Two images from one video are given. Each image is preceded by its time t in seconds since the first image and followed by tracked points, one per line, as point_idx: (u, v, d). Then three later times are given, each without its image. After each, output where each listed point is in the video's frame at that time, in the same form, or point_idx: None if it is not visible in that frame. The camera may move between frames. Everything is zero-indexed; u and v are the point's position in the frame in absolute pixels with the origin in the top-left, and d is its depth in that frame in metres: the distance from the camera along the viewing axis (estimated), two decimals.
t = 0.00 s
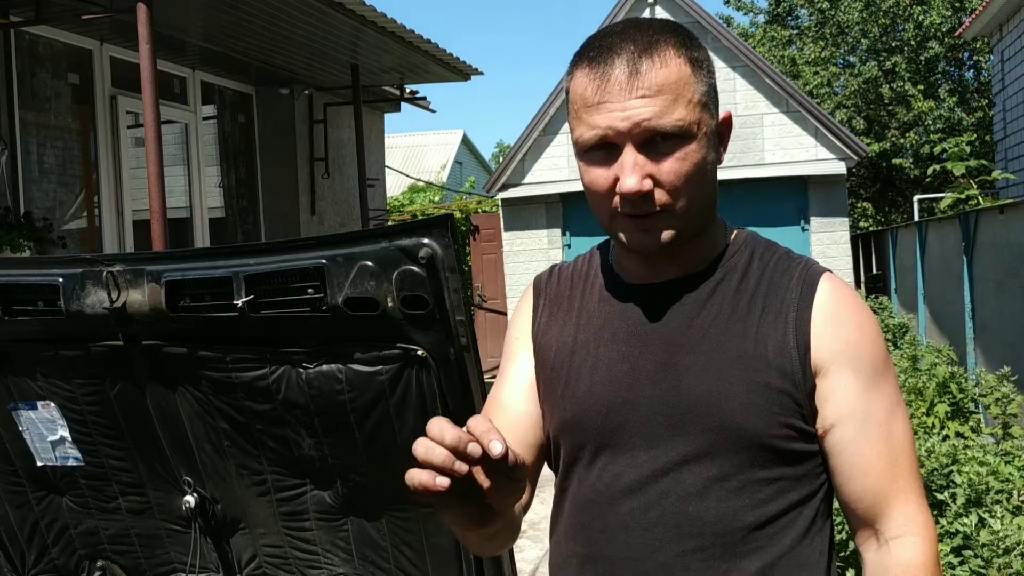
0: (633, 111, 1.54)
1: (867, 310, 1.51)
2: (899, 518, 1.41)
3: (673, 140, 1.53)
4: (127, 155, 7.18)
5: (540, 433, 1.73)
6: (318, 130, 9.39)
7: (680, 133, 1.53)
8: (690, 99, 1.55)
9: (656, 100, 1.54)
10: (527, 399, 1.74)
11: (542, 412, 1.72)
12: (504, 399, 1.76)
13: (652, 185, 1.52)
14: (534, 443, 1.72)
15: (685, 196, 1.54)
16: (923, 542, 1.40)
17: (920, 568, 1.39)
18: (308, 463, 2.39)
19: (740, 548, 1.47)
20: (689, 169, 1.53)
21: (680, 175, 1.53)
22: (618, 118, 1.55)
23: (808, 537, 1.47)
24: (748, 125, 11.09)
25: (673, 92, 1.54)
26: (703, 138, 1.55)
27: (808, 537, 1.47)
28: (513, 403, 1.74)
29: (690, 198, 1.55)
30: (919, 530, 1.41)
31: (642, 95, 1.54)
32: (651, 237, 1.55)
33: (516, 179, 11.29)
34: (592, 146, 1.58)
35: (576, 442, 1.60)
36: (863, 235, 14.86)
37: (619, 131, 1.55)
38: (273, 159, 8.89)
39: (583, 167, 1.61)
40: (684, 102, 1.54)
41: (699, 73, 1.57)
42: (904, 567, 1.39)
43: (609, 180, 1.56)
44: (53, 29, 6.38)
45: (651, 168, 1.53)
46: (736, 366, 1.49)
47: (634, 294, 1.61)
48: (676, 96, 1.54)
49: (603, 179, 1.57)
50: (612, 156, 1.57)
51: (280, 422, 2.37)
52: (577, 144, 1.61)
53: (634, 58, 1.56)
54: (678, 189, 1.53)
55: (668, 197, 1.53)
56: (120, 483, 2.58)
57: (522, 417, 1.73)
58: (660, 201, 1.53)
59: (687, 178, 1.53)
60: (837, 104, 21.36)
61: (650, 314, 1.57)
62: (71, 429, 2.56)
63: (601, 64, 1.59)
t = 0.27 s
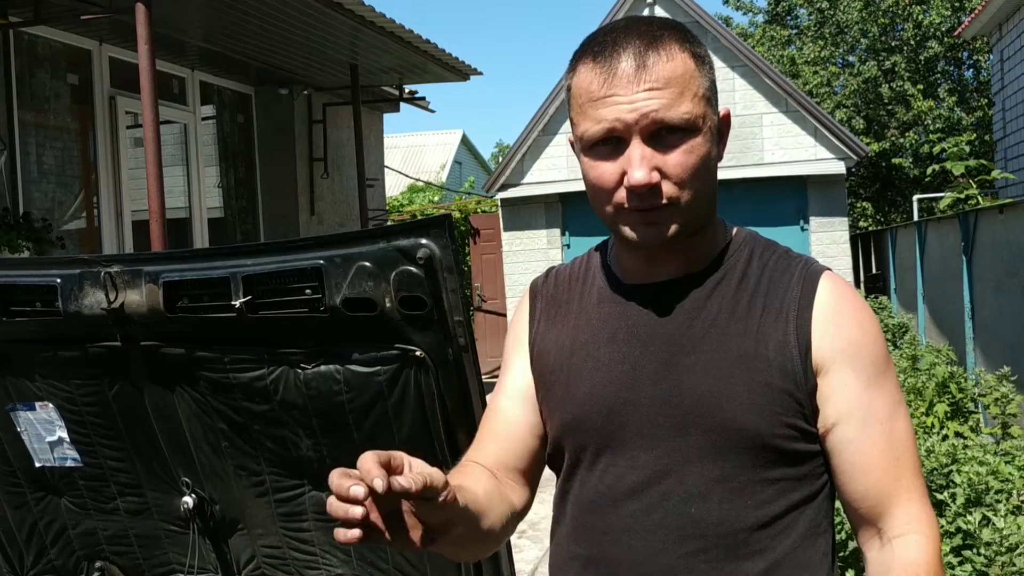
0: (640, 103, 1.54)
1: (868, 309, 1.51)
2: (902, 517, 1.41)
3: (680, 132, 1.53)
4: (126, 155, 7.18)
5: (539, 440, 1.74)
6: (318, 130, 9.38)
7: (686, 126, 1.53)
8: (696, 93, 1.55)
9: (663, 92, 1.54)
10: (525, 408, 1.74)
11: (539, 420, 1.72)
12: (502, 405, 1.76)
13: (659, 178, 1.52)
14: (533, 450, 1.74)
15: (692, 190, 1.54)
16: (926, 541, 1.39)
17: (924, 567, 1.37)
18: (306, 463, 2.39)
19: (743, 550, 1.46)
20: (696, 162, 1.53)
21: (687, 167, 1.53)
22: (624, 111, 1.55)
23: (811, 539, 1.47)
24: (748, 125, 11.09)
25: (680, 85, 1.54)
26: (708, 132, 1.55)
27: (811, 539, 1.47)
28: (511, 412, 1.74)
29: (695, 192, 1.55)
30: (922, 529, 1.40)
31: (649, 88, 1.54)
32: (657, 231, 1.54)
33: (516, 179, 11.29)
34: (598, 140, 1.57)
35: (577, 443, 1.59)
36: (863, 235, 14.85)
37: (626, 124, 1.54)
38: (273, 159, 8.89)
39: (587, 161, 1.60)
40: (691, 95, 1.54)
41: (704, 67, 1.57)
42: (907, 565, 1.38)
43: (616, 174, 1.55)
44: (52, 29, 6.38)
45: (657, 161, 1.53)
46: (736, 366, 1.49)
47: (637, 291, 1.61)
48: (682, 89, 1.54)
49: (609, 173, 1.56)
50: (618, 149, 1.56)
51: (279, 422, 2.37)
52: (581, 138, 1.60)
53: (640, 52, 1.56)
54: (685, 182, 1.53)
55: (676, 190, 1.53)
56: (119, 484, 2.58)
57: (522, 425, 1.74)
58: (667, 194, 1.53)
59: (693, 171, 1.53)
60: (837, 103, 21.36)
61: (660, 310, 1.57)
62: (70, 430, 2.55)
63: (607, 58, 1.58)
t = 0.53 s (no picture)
0: (643, 103, 1.53)
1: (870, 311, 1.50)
2: (903, 523, 1.39)
3: (682, 133, 1.53)
4: (126, 155, 7.18)
5: (542, 444, 1.76)
6: (318, 130, 9.38)
7: (689, 126, 1.53)
8: (698, 94, 1.55)
9: (665, 92, 1.53)
10: (526, 414, 1.76)
11: (538, 425, 1.73)
12: (508, 408, 1.79)
13: (660, 179, 1.52)
14: (536, 454, 1.76)
15: (693, 191, 1.54)
16: (928, 548, 1.38)
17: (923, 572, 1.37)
18: (306, 464, 2.38)
19: (738, 553, 1.47)
20: (697, 163, 1.53)
21: (689, 169, 1.52)
22: (626, 110, 1.54)
23: (807, 542, 1.47)
24: (748, 125, 11.09)
25: (682, 86, 1.54)
26: (709, 134, 1.55)
27: (807, 542, 1.47)
28: (513, 417, 1.77)
29: (696, 193, 1.54)
30: (923, 536, 1.38)
31: (651, 88, 1.54)
32: (657, 233, 1.54)
33: (516, 179, 11.29)
34: (599, 140, 1.57)
35: (574, 445, 1.60)
36: (862, 236, 14.85)
37: (628, 124, 1.54)
38: (272, 159, 8.89)
39: (588, 162, 1.60)
40: (693, 96, 1.54)
41: (704, 68, 1.56)
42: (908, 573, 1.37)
43: (617, 175, 1.55)
44: (51, 29, 6.38)
45: (659, 162, 1.52)
46: (731, 369, 1.48)
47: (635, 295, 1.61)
48: (685, 90, 1.54)
49: (610, 174, 1.56)
50: (619, 150, 1.56)
51: (278, 423, 2.36)
52: (582, 138, 1.60)
53: (643, 52, 1.55)
54: (686, 183, 1.53)
55: (677, 191, 1.53)
56: (119, 484, 2.58)
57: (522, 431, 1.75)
58: (668, 195, 1.53)
59: (695, 173, 1.53)
60: (837, 104, 21.37)
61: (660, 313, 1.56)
62: (69, 430, 2.55)
63: (609, 58, 1.58)
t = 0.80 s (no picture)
0: (635, 110, 1.53)
1: (872, 314, 1.49)
2: (902, 528, 1.39)
3: (675, 138, 1.52)
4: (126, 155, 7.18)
5: (544, 442, 1.76)
6: (318, 130, 9.39)
7: (681, 132, 1.52)
8: (692, 99, 1.54)
9: (658, 98, 1.52)
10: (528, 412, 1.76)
11: (540, 424, 1.74)
12: (511, 406, 1.79)
13: (654, 184, 1.52)
14: (537, 453, 1.76)
15: (687, 196, 1.53)
16: (926, 553, 1.37)
17: None
18: (306, 464, 2.39)
19: (735, 554, 1.47)
20: (692, 168, 1.52)
21: (682, 174, 1.52)
22: (618, 117, 1.54)
23: (806, 543, 1.47)
24: (748, 126, 11.09)
25: (675, 92, 1.53)
26: (704, 138, 1.54)
27: (806, 543, 1.47)
28: (515, 416, 1.77)
29: (691, 198, 1.54)
30: (922, 541, 1.38)
31: (643, 94, 1.53)
32: (652, 238, 1.54)
33: (516, 179, 11.30)
34: (594, 146, 1.57)
35: (573, 444, 1.61)
36: (862, 236, 14.86)
37: (620, 130, 1.54)
38: (273, 158, 8.89)
39: (584, 168, 1.60)
40: (686, 101, 1.53)
41: (701, 72, 1.55)
42: None
43: (611, 180, 1.55)
44: (52, 28, 6.38)
45: (652, 168, 1.52)
46: (731, 370, 1.48)
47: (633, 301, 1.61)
48: (677, 95, 1.53)
49: (605, 180, 1.56)
50: (612, 156, 1.56)
51: (279, 423, 2.36)
52: (577, 144, 1.60)
53: (636, 58, 1.55)
54: (679, 188, 1.52)
55: (671, 196, 1.52)
56: (119, 484, 2.58)
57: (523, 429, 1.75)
58: (662, 201, 1.52)
59: (689, 178, 1.52)
60: (837, 104, 21.37)
61: (652, 316, 1.57)
62: (69, 429, 2.55)
63: (603, 64, 1.58)
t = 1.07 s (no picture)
0: (574, 140, 1.52)
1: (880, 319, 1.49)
2: (902, 534, 1.39)
3: (617, 165, 1.50)
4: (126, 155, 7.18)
5: (543, 440, 1.75)
6: (318, 130, 9.38)
7: (623, 158, 1.49)
8: (632, 122, 1.49)
9: (594, 128, 1.51)
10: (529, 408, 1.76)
11: (542, 421, 1.74)
12: (511, 404, 1.79)
13: (600, 209, 1.52)
14: (537, 450, 1.75)
15: (637, 219, 1.52)
16: (927, 561, 1.37)
17: None
18: (306, 464, 2.38)
19: (736, 555, 1.47)
20: (638, 192, 1.50)
21: (628, 200, 1.50)
22: (561, 148, 1.55)
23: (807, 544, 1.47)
24: (748, 126, 11.09)
25: (613, 119, 1.50)
26: (653, 160, 1.49)
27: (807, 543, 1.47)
28: (516, 413, 1.76)
29: (646, 218, 1.52)
30: (922, 548, 1.38)
31: (581, 124, 1.52)
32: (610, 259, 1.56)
33: (516, 179, 11.31)
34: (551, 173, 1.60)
35: (576, 443, 1.61)
36: (862, 236, 14.86)
37: (563, 161, 1.55)
38: (272, 158, 8.89)
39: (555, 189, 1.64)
40: (626, 126, 1.49)
41: (660, 88, 1.50)
42: None
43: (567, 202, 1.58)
44: (51, 28, 6.38)
45: (597, 194, 1.52)
46: (735, 370, 1.48)
47: (635, 304, 1.61)
48: (615, 122, 1.50)
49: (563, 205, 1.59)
50: (569, 179, 1.58)
51: (280, 423, 2.36)
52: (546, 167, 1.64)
53: (578, 85, 1.53)
54: (626, 213, 1.51)
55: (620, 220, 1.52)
56: (118, 484, 2.58)
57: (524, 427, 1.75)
58: (611, 225, 1.53)
59: (634, 202, 1.50)
60: (837, 104, 21.37)
61: (605, 324, 1.62)
62: (68, 429, 2.55)
63: (555, 88, 1.58)
